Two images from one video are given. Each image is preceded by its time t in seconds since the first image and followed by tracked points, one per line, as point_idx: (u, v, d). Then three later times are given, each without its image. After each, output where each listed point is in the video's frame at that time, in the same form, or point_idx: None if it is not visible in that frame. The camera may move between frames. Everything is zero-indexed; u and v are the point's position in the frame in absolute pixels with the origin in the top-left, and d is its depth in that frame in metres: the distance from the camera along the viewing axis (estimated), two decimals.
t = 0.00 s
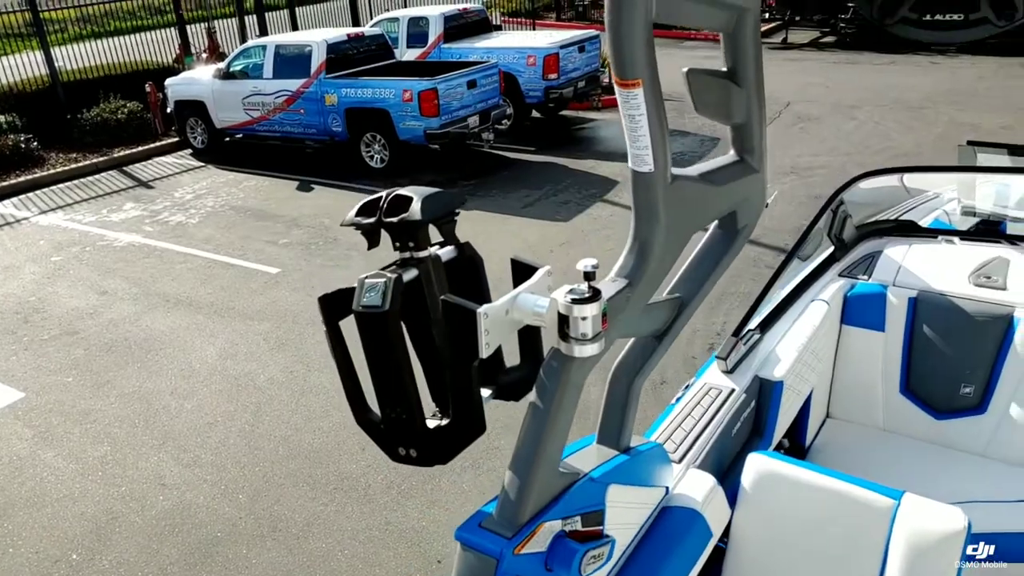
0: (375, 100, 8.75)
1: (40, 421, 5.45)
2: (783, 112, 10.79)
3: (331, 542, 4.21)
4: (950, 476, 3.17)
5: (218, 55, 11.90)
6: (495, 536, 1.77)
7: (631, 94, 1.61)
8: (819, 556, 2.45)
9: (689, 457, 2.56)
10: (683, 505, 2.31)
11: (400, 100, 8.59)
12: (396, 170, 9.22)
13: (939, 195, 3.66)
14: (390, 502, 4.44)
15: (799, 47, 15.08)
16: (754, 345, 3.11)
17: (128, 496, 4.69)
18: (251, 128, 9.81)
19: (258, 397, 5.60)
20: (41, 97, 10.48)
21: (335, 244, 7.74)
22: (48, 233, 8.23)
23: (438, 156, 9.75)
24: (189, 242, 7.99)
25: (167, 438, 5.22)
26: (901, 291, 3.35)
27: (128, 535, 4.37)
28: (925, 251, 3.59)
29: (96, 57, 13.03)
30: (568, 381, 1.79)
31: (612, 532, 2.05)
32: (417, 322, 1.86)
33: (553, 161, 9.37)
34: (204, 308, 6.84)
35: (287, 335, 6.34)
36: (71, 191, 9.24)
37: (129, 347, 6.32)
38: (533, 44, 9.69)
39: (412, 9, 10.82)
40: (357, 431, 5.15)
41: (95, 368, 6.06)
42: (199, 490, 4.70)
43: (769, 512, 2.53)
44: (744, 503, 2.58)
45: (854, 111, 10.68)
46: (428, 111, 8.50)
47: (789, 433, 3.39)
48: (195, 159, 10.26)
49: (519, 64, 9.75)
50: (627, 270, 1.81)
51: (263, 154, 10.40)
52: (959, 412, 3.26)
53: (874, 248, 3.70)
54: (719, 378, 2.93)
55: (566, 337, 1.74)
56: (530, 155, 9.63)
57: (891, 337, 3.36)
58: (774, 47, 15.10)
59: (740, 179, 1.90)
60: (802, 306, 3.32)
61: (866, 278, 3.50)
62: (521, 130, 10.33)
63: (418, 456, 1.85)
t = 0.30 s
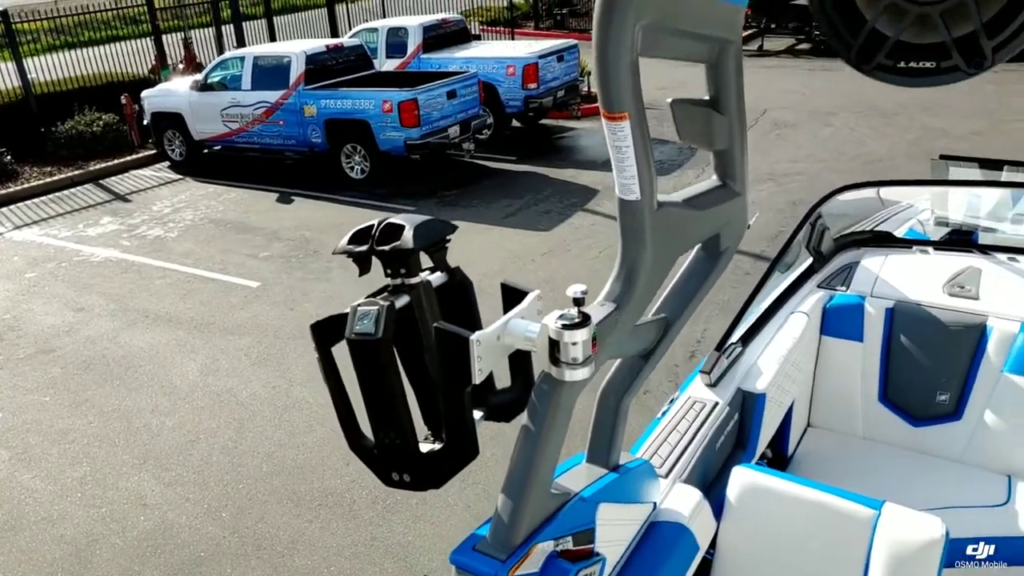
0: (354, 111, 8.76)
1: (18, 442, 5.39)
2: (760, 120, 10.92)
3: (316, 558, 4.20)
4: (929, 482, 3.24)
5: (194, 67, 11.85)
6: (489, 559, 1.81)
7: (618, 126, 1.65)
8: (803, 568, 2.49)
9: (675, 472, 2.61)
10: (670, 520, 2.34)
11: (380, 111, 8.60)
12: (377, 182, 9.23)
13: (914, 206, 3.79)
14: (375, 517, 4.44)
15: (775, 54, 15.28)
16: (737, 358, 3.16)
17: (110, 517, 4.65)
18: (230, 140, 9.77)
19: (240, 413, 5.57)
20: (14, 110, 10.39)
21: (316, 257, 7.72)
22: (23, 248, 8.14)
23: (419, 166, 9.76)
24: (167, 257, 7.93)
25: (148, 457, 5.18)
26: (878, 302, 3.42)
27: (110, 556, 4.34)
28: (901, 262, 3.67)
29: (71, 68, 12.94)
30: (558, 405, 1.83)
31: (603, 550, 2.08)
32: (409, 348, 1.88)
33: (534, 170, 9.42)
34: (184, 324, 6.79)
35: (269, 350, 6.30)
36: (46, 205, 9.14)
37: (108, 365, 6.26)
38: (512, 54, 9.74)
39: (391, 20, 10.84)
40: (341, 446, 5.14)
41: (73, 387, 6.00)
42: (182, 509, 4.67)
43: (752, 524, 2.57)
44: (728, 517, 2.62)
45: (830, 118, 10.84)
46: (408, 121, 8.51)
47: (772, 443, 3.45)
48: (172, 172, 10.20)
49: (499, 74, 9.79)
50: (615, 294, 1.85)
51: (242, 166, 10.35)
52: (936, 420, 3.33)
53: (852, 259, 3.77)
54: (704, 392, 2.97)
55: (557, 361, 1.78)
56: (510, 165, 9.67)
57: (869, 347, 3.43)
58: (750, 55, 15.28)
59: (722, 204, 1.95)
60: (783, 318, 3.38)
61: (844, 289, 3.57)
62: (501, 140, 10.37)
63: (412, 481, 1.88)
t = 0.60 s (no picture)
0: (320, 128, 8.73)
1: None
2: (723, 132, 11.11)
3: None
4: (896, 493, 3.31)
5: (156, 84, 11.74)
6: None
7: (589, 163, 1.69)
8: None
9: (650, 490, 2.65)
10: (646, 540, 2.31)
11: (346, 128, 8.58)
12: (345, 199, 9.20)
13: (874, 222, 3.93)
14: (350, 539, 4.41)
15: (736, 67, 15.56)
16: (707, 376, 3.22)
17: (76, 547, 4.55)
18: (194, 159, 9.68)
19: (210, 437, 5.49)
20: None
21: (284, 276, 7.66)
22: None
23: (387, 183, 9.75)
24: (132, 278, 7.81)
25: (115, 483, 5.08)
26: (843, 316, 3.50)
27: None
28: (864, 276, 3.76)
29: (29, 87, 12.74)
30: (536, 434, 1.86)
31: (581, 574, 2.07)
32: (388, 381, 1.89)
33: (502, 185, 9.46)
34: (150, 346, 6.68)
35: (238, 371, 6.22)
36: (4, 227, 8.95)
37: (71, 390, 6.14)
38: (478, 70, 9.80)
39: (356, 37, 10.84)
40: (314, 467, 5.09)
41: (36, 414, 5.86)
42: (151, 537, 4.58)
43: (727, 541, 2.63)
44: (704, 535, 2.67)
45: (791, 130, 11.06)
46: (375, 138, 8.50)
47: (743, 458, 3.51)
48: (135, 192, 10.06)
49: (465, 90, 9.84)
50: (589, 322, 1.90)
51: (207, 185, 10.25)
52: (901, 430, 3.41)
53: (816, 274, 3.86)
54: (677, 411, 3.01)
55: (534, 391, 1.82)
56: (478, 180, 9.70)
57: (835, 361, 3.51)
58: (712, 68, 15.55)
59: (689, 232, 1.99)
60: (751, 335, 3.44)
61: (809, 304, 3.65)
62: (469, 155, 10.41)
63: (392, 511, 1.90)
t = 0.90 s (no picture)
0: (291, 145, 8.68)
1: None
2: (692, 149, 11.24)
3: None
4: (868, 509, 3.36)
5: (123, 100, 11.60)
6: None
7: (568, 195, 1.72)
8: None
9: (627, 513, 2.64)
10: (624, 563, 2.31)
11: (317, 145, 8.54)
12: (316, 217, 9.15)
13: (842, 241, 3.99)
14: (323, 562, 4.34)
15: (704, 84, 15.78)
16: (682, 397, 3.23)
17: None
18: (162, 175, 9.57)
19: (178, 459, 5.38)
20: None
21: (253, 294, 7.56)
22: None
23: (359, 200, 9.72)
24: (97, 297, 7.66)
25: (79, 509, 4.94)
26: (813, 335, 3.56)
27: None
28: (832, 295, 3.83)
29: None
30: (515, 462, 1.87)
31: None
32: (366, 410, 1.97)
33: (473, 202, 9.47)
34: (116, 367, 6.55)
35: (207, 392, 6.12)
36: None
37: (34, 413, 5.98)
38: (450, 88, 9.82)
39: (326, 53, 10.81)
40: (286, 489, 5.01)
41: None
42: (117, 563, 4.47)
43: (702, 562, 2.64)
44: (679, 555, 2.67)
45: (759, 146, 11.24)
46: (346, 155, 8.47)
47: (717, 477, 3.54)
48: (100, 209, 9.90)
49: (436, 107, 9.85)
50: (568, 350, 1.93)
51: (175, 202, 10.13)
52: (872, 447, 3.46)
53: (786, 293, 3.93)
54: (652, 431, 3.02)
55: (515, 421, 1.83)
56: (450, 197, 9.70)
57: (806, 379, 3.55)
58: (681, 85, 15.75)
59: (665, 260, 2.01)
60: (723, 354, 3.48)
61: (781, 323, 3.70)
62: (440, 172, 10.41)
63: (370, 542, 1.91)
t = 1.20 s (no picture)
0: (261, 162, 8.62)
1: None
2: (662, 162, 11.36)
3: None
4: (840, 520, 3.40)
5: (89, 118, 11.45)
6: None
7: (540, 225, 1.76)
8: None
9: (604, 533, 2.66)
10: None
11: (288, 162, 8.49)
12: (288, 234, 9.10)
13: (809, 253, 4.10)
14: None
15: (672, 97, 15.96)
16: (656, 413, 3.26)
17: None
18: (129, 195, 9.45)
19: (149, 484, 5.28)
20: None
21: (224, 314, 7.48)
22: None
23: (331, 216, 9.68)
24: (63, 320, 7.53)
25: (46, 538, 4.82)
26: (784, 348, 3.60)
27: None
28: (802, 307, 3.88)
29: None
30: (490, 489, 1.90)
31: None
32: (340, 440, 1.95)
33: (446, 216, 9.46)
34: (84, 391, 6.43)
35: (178, 415, 6.02)
36: None
37: None
38: (420, 103, 9.83)
39: (295, 70, 10.76)
40: (260, 513, 4.94)
41: None
42: None
43: None
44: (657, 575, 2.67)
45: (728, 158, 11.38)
46: (317, 172, 8.43)
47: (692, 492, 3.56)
48: (66, 229, 9.75)
49: (407, 122, 9.85)
50: (542, 376, 1.95)
51: (144, 221, 10.01)
52: (843, 459, 3.51)
53: (757, 306, 3.98)
54: (627, 449, 3.04)
55: (489, 449, 1.85)
56: (422, 212, 9.69)
57: (777, 392, 3.60)
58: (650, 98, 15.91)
59: (636, 283, 2.03)
60: (695, 369, 3.51)
61: (751, 336, 3.74)
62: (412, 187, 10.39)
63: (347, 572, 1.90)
